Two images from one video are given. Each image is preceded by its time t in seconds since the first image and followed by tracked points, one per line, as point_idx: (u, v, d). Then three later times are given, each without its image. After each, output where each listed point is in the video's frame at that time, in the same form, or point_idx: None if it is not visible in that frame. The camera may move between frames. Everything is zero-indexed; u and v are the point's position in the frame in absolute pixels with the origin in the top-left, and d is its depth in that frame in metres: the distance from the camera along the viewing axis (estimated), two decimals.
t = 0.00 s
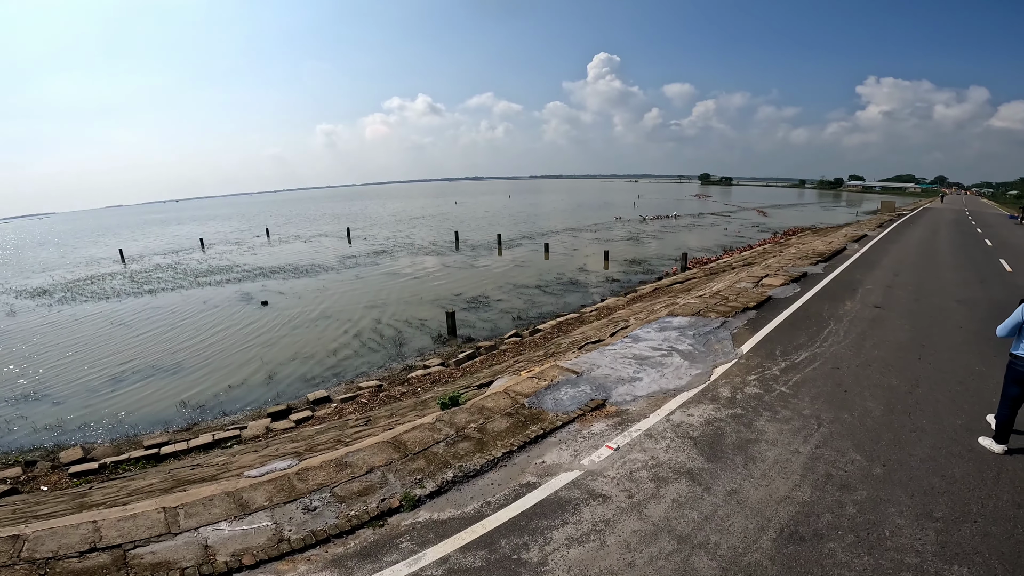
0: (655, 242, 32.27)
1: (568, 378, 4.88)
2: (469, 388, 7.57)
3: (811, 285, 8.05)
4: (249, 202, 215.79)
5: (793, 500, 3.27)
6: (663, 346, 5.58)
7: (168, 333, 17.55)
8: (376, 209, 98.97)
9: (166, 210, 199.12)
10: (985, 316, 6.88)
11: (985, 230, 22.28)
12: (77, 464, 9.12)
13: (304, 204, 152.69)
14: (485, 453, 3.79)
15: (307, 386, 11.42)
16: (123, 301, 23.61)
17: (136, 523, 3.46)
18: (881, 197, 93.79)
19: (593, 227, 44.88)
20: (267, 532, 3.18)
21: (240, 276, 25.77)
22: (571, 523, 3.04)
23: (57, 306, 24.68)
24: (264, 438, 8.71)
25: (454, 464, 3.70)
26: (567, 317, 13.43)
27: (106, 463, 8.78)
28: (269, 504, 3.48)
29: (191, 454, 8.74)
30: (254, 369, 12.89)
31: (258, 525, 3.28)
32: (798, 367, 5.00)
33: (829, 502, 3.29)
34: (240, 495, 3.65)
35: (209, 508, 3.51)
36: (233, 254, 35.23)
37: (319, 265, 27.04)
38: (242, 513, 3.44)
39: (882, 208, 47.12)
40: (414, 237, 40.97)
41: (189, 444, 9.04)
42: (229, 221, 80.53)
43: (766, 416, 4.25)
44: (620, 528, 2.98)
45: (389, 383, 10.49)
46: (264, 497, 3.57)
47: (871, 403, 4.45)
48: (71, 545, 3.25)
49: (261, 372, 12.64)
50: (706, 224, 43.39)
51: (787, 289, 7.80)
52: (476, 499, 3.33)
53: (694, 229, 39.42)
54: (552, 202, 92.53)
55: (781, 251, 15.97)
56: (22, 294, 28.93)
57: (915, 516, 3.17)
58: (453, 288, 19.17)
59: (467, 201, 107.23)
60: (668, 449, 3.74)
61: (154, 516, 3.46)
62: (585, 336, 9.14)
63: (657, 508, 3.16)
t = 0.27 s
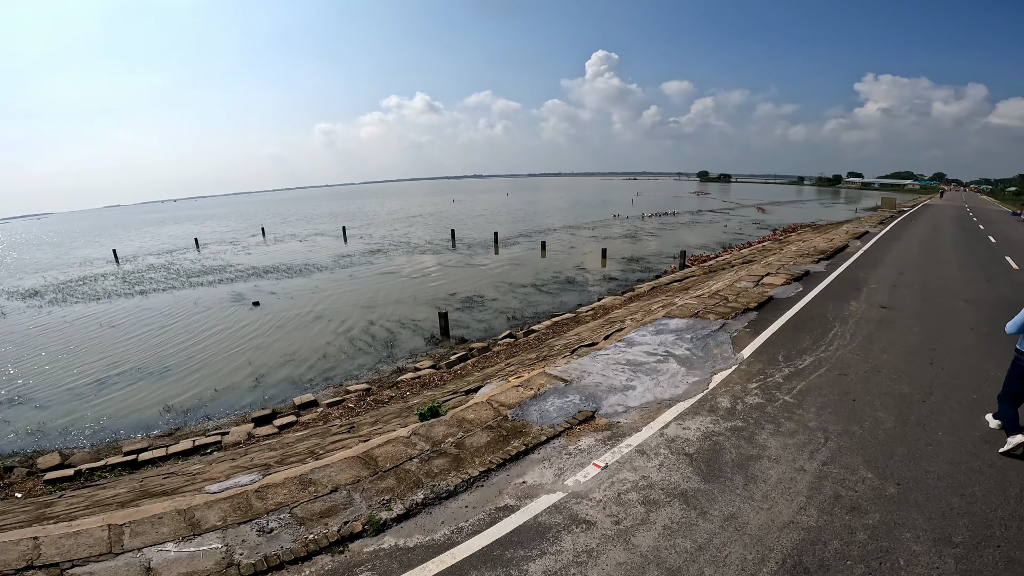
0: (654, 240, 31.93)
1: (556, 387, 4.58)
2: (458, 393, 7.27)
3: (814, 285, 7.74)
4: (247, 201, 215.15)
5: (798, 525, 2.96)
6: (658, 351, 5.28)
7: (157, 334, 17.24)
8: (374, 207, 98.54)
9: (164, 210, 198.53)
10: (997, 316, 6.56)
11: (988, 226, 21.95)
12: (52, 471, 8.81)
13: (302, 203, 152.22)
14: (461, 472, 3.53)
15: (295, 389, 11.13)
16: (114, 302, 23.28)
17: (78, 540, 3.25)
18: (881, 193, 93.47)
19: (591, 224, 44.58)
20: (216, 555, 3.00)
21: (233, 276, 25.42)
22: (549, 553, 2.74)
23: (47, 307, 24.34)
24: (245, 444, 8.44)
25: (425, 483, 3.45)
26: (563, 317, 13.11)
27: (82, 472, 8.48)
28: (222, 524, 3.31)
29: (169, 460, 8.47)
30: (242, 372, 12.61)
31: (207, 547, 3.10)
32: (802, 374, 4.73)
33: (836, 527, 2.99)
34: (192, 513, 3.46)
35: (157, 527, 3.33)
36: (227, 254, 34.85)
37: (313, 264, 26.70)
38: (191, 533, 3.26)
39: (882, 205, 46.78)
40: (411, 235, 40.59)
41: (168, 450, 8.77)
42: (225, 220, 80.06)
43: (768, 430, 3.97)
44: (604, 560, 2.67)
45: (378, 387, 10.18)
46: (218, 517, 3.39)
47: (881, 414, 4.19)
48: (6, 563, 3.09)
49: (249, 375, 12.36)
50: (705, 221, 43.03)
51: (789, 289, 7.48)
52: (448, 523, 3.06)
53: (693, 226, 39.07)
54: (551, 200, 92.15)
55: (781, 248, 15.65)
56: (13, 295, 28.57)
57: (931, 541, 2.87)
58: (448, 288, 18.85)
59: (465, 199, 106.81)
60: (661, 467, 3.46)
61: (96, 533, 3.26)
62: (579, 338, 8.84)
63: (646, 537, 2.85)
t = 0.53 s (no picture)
0: (652, 237, 31.62)
1: (544, 400, 4.29)
2: (446, 401, 6.95)
3: (818, 285, 7.44)
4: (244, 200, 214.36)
5: (805, 559, 2.65)
6: (654, 358, 4.98)
7: (147, 337, 16.93)
8: (371, 206, 98.07)
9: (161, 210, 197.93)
10: (1011, 317, 6.25)
11: (992, 223, 21.63)
12: (28, 479, 8.51)
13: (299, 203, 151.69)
14: (434, 497, 3.29)
15: (283, 394, 10.86)
16: (105, 304, 22.96)
17: (18, 561, 3.07)
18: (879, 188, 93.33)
19: (589, 222, 44.22)
20: None
21: (226, 276, 25.08)
22: None
23: (37, 310, 24.02)
24: (226, 453, 8.32)
25: (393, 509, 3.21)
26: (559, 318, 12.79)
27: (58, 480, 8.23)
28: (171, 549, 3.10)
29: (148, 469, 8.39)
30: (229, 375, 12.34)
31: (152, 573, 2.91)
32: (809, 385, 4.46)
33: (849, 559, 2.68)
34: (140, 535, 3.26)
35: (102, 549, 3.12)
36: (221, 254, 34.48)
37: (307, 264, 26.34)
38: (136, 558, 3.04)
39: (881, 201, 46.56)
40: (407, 234, 40.20)
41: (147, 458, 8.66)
42: (222, 220, 79.68)
43: (771, 449, 3.69)
44: None
45: (368, 392, 9.87)
46: (168, 540, 3.17)
47: (895, 428, 3.93)
48: None
49: (236, 379, 12.09)
50: (704, 218, 42.68)
51: (792, 289, 7.16)
52: (417, 555, 2.80)
53: (692, 223, 38.71)
54: (550, 197, 91.78)
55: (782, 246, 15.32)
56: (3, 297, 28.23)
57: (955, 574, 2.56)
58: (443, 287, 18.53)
59: (464, 197, 106.45)
60: (654, 494, 3.18)
61: (38, 553, 3.07)
62: (573, 340, 8.54)
63: None
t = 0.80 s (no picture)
0: (651, 235, 31.32)
1: (534, 412, 4.03)
2: (436, 408, 6.66)
3: (823, 285, 7.15)
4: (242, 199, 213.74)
5: None
6: (653, 365, 4.70)
7: (137, 338, 16.65)
8: (368, 204, 97.61)
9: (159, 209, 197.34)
10: None
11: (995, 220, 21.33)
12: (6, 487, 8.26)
13: (297, 201, 151.14)
14: (411, 522, 3.02)
15: (272, 398, 10.60)
16: (96, 305, 22.65)
17: None
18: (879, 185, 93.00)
19: (588, 219, 43.94)
20: None
21: (220, 276, 24.77)
22: None
23: (28, 311, 23.71)
24: (209, 461, 8.09)
25: (365, 535, 2.96)
26: (556, 318, 12.49)
27: (37, 488, 7.98)
28: (121, 573, 2.89)
29: (128, 476, 8.16)
30: (219, 378, 12.08)
31: None
32: (819, 395, 4.21)
33: None
34: (91, 556, 3.06)
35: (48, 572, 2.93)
36: (216, 254, 34.15)
37: (302, 263, 26.02)
38: None
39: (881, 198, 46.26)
40: (404, 233, 39.85)
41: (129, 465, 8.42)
42: (220, 219, 79.32)
43: (780, 468, 3.42)
44: None
45: (358, 396, 9.58)
46: (120, 562, 2.97)
47: (914, 443, 3.68)
48: None
49: (226, 382, 11.82)
50: (704, 215, 42.36)
51: (797, 289, 6.86)
52: None
53: (691, 221, 38.41)
54: (548, 195, 91.46)
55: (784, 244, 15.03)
56: None
57: None
58: (439, 287, 18.24)
59: (462, 196, 106.13)
60: (651, 519, 2.90)
61: None
62: (569, 342, 8.27)
63: None
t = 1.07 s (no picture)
0: (652, 234, 30.98)
1: (526, 431, 3.77)
2: (428, 419, 6.36)
3: (832, 288, 6.88)
4: (241, 198, 213.51)
5: None
6: (654, 377, 4.43)
7: (129, 341, 16.38)
8: (367, 203, 97.27)
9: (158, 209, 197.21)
10: None
11: (1001, 219, 20.99)
12: None
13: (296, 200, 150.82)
14: (388, 554, 2.75)
15: (262, 403, 10.33)
16: (90, 306, 22.38)
17: None
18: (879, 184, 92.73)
19: (588, 219, 43.58)
20: None
21: (215, 277, 24.48)
22: None
23: (21, 312, 23.44)
24: (193, 470, 7.83)
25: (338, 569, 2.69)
26: (555, 321, 12.17)
27: (16, 497, 7.72)
28: None
29: (110, 485, 7.91)
30: (209, 383, 11.81)
31: None
32: (833, 411, 3.97)
33: None
34: None
35: None
36: (213, 254, 33.85)
37: (298, 264, 25.72)
38: None
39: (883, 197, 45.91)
40: (402, 232, 39.51)
41: (112, 473, 8.16)
42: (218, 218, 79.06)
43: (793, 493, 3.14)
44: None
45: (350, 402, 9.28)
46: None
47: (939, 463, 3.41)
48: None
49: (215, 387, 11.59)
50: (705, 214, 42.00)
51: (805, 293, 6.57)
52: None
53: (692, 220, 38.05)
54: (548, 194, 91.09)
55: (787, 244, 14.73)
56: None
57: None
58: (436, 288, 17.95)
59: (462, 195, 105.76)
60: (652, 553, 2.63)
61: None
62: (567, 348, 7.98)
63: None
